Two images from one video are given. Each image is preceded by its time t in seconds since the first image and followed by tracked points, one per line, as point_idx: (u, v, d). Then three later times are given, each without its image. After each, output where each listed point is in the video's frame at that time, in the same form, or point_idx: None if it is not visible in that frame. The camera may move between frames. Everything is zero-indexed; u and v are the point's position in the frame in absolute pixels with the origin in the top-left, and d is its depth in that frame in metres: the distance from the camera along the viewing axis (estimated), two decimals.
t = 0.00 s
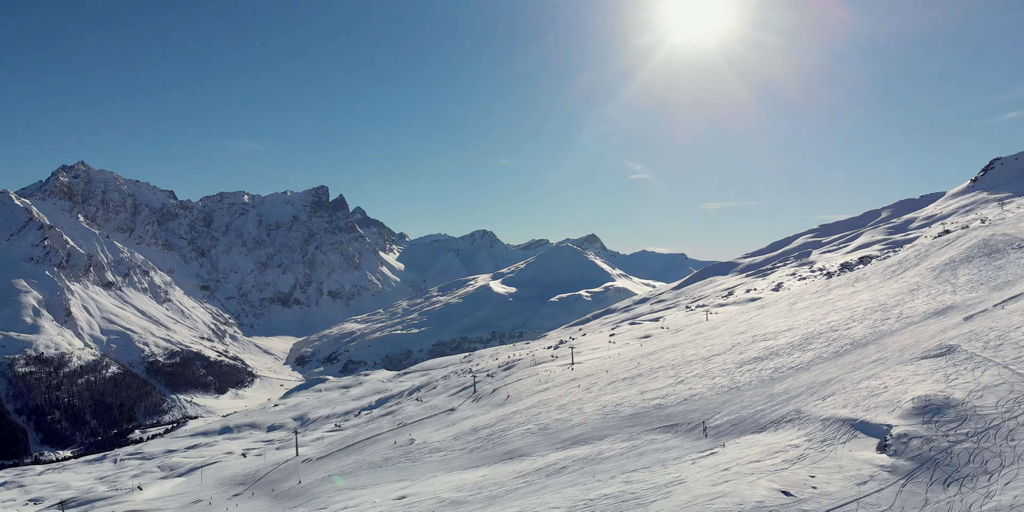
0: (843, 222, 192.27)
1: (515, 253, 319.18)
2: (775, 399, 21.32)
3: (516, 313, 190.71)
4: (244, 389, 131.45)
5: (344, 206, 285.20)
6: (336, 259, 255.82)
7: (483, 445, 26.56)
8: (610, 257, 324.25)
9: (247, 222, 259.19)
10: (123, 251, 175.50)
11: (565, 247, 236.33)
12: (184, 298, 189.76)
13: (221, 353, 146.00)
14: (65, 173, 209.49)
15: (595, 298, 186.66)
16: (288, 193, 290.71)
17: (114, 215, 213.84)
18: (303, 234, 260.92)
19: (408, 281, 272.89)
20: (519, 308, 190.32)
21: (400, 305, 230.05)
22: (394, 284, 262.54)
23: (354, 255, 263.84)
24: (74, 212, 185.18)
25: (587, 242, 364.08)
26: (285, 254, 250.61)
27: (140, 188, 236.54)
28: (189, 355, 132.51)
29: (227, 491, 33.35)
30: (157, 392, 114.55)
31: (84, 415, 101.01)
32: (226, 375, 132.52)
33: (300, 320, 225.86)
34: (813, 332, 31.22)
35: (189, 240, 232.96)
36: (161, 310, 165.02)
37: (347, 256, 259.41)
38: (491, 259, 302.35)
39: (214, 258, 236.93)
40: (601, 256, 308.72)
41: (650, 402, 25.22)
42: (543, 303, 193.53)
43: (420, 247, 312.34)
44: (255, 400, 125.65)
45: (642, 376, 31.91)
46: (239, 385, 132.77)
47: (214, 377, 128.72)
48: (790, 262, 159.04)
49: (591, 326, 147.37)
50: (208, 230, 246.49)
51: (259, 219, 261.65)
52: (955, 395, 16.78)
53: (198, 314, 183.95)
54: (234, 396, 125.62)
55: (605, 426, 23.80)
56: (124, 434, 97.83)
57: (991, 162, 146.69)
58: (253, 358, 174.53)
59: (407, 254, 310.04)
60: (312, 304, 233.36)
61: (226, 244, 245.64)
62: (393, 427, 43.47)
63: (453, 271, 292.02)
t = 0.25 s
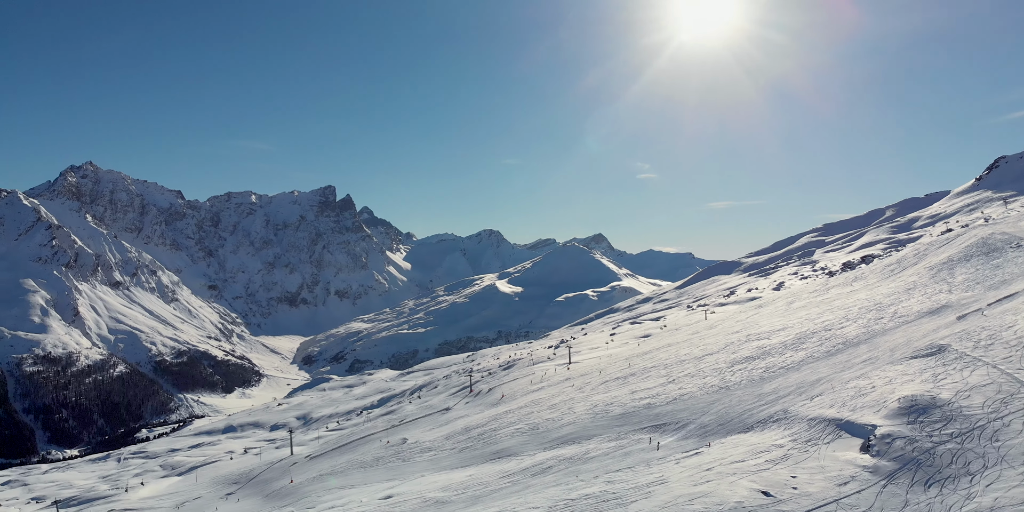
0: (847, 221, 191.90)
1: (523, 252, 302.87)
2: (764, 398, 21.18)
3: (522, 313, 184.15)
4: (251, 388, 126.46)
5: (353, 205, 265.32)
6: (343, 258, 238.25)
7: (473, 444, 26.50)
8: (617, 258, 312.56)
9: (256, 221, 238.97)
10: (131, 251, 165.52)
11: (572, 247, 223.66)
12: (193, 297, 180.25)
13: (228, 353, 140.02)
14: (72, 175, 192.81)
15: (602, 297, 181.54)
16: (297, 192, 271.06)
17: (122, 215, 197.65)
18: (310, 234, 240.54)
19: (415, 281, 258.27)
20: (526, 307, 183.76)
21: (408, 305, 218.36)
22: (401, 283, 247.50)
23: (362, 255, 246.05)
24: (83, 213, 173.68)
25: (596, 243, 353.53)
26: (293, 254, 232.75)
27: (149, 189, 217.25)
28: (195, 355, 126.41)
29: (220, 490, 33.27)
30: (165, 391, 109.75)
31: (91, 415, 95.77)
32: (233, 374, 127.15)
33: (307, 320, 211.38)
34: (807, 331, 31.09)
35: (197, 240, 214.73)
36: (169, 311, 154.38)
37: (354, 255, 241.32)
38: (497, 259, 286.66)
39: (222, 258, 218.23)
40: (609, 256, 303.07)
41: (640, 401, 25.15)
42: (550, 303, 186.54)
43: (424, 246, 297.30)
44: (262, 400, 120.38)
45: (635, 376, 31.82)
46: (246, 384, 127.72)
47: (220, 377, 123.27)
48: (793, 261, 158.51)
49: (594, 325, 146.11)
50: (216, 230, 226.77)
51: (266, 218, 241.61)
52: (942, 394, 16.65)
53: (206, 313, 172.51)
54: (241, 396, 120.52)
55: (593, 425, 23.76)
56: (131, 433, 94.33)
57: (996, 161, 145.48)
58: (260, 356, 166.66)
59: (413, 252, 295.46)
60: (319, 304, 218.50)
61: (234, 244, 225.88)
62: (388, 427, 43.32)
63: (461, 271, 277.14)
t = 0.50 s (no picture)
0: (852, 220, 191.44)
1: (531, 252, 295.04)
2: (752, 398, 21.06)
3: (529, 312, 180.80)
4: (260, 388, 118.80)
5: (361, 204, 258.19)
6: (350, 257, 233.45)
7: (464, 444, 26.51)
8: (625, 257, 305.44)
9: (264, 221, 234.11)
10: (140, 250, 155.49)
11: (580, 247, 220.31)
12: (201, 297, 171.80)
13: (236, 352, 132.59)
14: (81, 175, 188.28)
15: (609, 297, 177.85)
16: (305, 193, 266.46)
17: (131, 215, 192.62)
18: (318, 234, 235.55)
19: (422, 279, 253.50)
20: (532, 307, 180.87)
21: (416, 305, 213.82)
22: (408, 282, 242.09)
23: (369, 255, 240.96)
24: (91, 213, 165.54)
25: (601, 242, 338.71)
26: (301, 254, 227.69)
27: (157, 189, 212.52)
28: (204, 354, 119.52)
29: (216, 488, 33.50)
30: (172, 390, 104.26)
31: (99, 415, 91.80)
32: (241, 374, 119.63)
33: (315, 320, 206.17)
34: (800, 330, 30.99)
35: (206, 240, 210.10)
36: (177, 310, 147.02)
37: (362, 255, 236.82)
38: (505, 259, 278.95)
39: (230, 258, 213.58)
40: (617, 255, 297.74)
41: (631, 401, 25.07)
42: (558, 302, 183.19)
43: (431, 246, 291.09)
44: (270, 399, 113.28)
45: (628, 375, 31.76)
46: (254, 383, 120.23)
47: (228, 376, 116.30)
48: (796, 261, 157.60)
49: (597, 324, 144.78)
50: (225, 230, 222.44)
51: (275, 218, 235.95)
52: (929, 395, 16.49)
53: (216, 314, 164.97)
54: (248, 395, 114.17)
55: (583, 425, 23.72)
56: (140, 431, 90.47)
57: (1003, 159, 143.73)
58: (269, 355, 160.86)
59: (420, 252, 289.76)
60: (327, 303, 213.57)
61: (242, 244, 221.32)
62: (384, 426, 43.39)
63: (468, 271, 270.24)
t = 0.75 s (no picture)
0: (857, 218, 189.55)
1: (538, 251, 292.22)
2: (741, 399, 20.95)
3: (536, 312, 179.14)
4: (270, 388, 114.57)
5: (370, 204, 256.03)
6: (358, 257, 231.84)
7: (455, 443, 26.49)
8: (633, 256, 301.78)
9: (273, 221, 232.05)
10: (150, 250, 152.96)
11: (587, 247, 218.25)
12: (209, 296, 169.50)
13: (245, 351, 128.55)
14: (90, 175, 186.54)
15: (617, 297, 175.86)
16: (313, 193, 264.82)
17: (140, 215, 190.46)
18: (327, 234, 233.61)
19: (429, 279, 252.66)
20: (539, 307, 179.18)
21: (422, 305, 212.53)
22: (416, 282, 240.92)
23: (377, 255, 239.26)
24: (102, 213, 164.39)
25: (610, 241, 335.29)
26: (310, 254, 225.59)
27: (167, 189, 210.46)
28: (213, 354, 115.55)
29: (211, 487, 33.58)
30: (181, 388, 100.39)
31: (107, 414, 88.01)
32: (250, 373, 115.63)
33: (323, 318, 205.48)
34: (794, 330, 30.82)
35: (214, 240, 208.62)
36: (186, 309, 143.16)
37: (371, 255, 235.35)
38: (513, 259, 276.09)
39: (239, 258, 211.60)
40: (624, 255, 294.55)
41: (622, 401, 25.00)
42: (565, 301, 180.96)
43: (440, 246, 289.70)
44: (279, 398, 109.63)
45: (621, 375, 31.67)
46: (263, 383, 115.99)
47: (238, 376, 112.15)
48: (800, 260, 156.69)
49: (600, 324, 143.84)
50: (234, 229, 220.72)
51: (283, 218, 233.75)
52: (915, 394, 16.38)
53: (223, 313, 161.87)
54: (258, 393, 110.76)
55: (573, 425, 23.65)
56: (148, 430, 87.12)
57: (1009, 157, 142.41)
58: (277, 355, 159.19)
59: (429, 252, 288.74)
60: (335, 302, 212.66)
61: (250, 244, 219.75)
62: (381, 426, 43.41)
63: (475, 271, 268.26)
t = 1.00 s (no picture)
0: (863, 219, 188.25)
1: (546, 252, 291.73)
2: (730, 399, 20.83)
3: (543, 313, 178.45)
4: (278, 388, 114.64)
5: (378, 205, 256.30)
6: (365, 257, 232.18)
7: (445, 444, 26.50)
8: (641, 257, 300.30)
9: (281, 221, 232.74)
10: (159, 250, 152.94)
11: (595, 247, 217.76)
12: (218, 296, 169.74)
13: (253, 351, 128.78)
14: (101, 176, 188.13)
15: (624, 297, 174.79)
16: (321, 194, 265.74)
17: (149, 216, 191.98)
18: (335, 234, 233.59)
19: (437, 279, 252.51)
20: (546, 307, 178.52)
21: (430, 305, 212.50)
22: (424, 282, 241.00)
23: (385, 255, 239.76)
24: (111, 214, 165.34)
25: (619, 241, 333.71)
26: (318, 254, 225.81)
27: (176, 190, 211.29)
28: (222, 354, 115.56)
29: (206, 487, 33.84)
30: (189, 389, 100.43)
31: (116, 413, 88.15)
32: (258, 373, 115.67)
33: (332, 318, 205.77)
34: (788, 330, 30.72)
35: (223, 240, 209.26)
36: (195, 309, 143.48)
37: (378, 255, 235.93)
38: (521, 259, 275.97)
39: (248, 258, 212.42)
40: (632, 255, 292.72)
41: (613, 402, 24.95)
42: (573, 301, 180.28)
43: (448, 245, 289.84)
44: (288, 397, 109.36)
45: (614, 375, 31.62)
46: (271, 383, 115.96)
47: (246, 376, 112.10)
48: (804, 260, 155.95)
49: (605, 324, 143.18)
50: (242, 230, 221.52)
51: (292, 218, 234.11)
52: (903, 396, 16.23)
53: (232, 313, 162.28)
54: (267, 393, 110.81)
55: (563, 425, 23.60)
56: (156, 429, 87.62)
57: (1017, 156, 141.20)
58: (285, 355, 159.16)
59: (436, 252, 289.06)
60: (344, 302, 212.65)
61: (259, 244, 220.28)
62: (377, 425, 43.55)
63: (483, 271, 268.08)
